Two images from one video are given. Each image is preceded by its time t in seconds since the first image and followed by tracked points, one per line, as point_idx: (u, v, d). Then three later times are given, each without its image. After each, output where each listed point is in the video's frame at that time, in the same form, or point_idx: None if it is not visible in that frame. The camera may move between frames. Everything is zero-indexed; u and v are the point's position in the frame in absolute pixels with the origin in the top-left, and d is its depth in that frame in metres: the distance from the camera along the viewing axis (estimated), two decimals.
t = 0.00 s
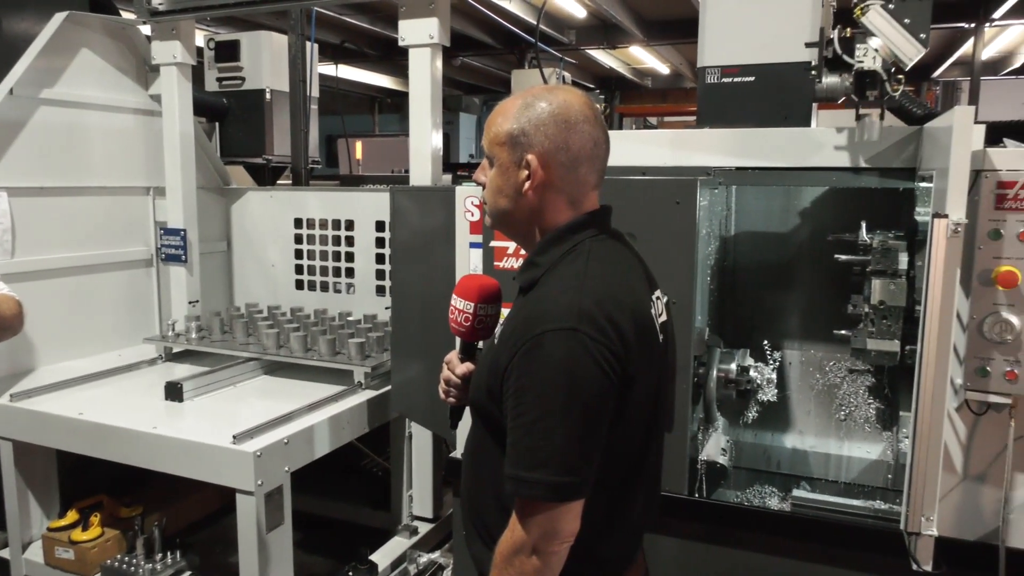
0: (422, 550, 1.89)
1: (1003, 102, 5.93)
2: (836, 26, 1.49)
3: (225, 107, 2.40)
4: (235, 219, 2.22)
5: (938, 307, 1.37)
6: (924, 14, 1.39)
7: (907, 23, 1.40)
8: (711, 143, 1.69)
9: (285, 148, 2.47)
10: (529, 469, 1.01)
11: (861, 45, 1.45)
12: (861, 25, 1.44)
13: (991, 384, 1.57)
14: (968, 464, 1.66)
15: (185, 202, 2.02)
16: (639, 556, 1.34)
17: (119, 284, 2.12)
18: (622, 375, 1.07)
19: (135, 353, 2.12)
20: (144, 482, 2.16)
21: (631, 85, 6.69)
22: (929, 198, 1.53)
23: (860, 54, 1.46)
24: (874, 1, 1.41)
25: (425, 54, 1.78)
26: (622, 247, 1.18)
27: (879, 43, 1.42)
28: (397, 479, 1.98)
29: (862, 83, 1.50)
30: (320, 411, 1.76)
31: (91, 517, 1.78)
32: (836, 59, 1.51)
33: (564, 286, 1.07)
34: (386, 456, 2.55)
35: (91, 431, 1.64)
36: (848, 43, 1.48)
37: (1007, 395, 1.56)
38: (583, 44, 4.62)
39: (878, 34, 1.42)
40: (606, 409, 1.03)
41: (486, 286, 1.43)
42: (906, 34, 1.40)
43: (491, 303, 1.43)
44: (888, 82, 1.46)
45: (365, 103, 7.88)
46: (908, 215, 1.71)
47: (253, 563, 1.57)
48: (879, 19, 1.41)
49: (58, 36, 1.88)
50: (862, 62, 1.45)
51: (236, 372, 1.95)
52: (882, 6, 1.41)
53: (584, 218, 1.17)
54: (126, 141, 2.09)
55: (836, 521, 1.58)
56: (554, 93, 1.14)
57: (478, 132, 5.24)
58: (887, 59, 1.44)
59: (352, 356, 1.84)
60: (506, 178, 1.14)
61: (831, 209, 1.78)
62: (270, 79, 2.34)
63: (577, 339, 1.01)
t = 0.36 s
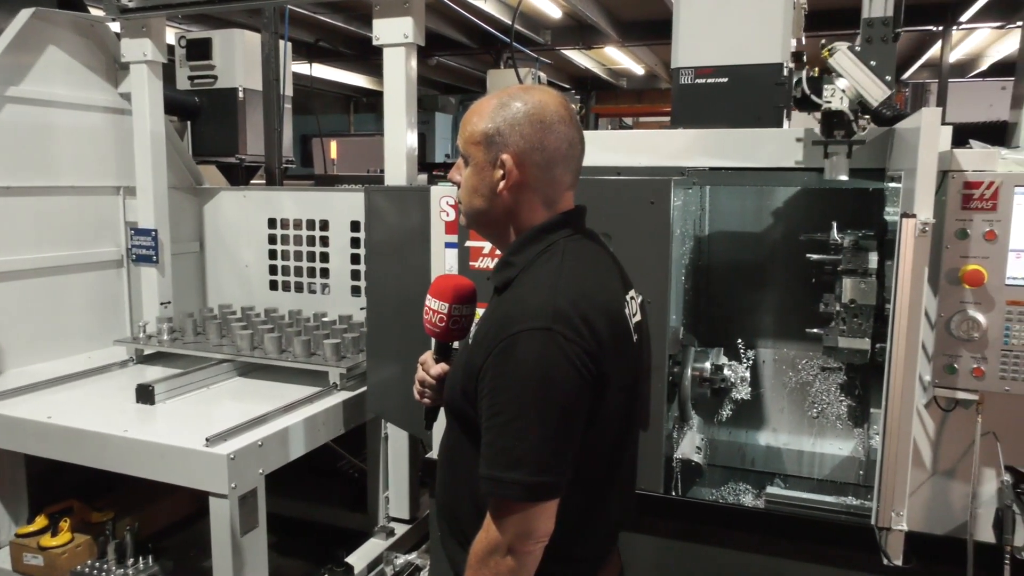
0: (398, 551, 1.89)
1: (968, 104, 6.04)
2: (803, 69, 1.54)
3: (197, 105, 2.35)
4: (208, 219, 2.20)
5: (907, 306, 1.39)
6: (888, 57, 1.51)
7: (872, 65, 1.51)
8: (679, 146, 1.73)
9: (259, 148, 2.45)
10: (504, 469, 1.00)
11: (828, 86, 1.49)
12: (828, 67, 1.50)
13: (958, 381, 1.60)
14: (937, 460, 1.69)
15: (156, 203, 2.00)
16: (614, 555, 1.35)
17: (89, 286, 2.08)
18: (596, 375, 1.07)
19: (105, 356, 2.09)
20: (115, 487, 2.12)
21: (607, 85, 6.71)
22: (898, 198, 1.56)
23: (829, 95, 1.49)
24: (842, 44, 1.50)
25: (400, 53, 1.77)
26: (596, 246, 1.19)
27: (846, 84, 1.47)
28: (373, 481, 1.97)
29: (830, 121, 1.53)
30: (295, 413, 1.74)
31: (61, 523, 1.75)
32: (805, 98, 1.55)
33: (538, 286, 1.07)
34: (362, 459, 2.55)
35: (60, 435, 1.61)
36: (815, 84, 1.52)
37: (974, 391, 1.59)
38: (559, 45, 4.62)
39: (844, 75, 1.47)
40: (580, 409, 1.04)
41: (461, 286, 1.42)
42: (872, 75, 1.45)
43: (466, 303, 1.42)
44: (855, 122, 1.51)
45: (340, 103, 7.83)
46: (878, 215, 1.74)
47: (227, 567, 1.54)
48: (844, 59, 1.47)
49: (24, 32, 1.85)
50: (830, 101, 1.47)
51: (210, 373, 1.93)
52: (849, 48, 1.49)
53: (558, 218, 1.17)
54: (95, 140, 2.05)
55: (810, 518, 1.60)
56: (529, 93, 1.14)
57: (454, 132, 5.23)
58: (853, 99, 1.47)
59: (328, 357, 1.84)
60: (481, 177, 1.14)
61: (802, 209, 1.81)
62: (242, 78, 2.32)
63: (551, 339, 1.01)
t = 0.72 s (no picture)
0: (376, 553, 1.88)
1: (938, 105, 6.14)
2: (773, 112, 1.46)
3: (170, 105, 2.33)
4: (181, 219, 2.18)
5: (878, 305, 1.41)
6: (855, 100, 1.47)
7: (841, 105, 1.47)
8: (656, 147, 1.73)
9: (233, 148, 2.44)
10: (478, 470, 1.00)
11: (797, 124, 1.43)
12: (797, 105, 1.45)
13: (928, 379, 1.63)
14: (907, 456, 1.72)
15: (127, 204, 1.98)
16: (591, 554, 1.35)
17: (59, 288, 2.05)
18: (571, 375, 1.07)
19: (76, 359, 2.06)
20: (86, 492, 2.09)
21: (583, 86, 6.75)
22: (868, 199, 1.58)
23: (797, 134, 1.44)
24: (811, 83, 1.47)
25: (375, 54, 1.77)
26: (571, 247, 1.19)
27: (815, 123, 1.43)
28: (350, 483, 1.96)
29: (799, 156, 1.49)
30: (269, 416, 1.73)
31: (30, 529, 1.73)
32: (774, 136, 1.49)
33: (512, 286, 1.06)
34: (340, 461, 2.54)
35: (29, 440, 1.59)
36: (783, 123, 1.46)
37: (943, 388, 1.62)
38: (535, 45, 4.63)
39: (815, 115, 1.43)
40: (555, 409, 1.03)
41: (435, 286, 1.42)
42: (840, 114, 1.43)
43: (440, 303, 1.42)
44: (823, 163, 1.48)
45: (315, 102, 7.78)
46: (849, 216, 1.77)
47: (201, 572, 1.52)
48: (814, 99, 1.43)
49: None
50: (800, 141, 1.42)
51: (184, 376, 1.91)
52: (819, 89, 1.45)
53: (533, 217, 1.17)
54: (65, 140, 2.02)
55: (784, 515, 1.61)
56: (506, 94, 1.14)
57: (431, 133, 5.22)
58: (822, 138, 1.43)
59: (303, 359, 1.83)
60: (456, 177, 1.14)
61: (776, 210, 1.83)
62: (216, 78, 2.30)
63: (526, 339, 1.01)
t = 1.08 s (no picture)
0: (354, 556, 1.87)
1: (909, 107, 6.24)
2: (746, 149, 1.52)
3: (143, 104, 2.30)
4: (154, 220, 2.17)
5: (850, 305, 1.42)
6: (826, 137, 1.55)
7: (811, 144, 1.56)
8: (634, 148, 1.72)
9: (206, 148, 2.42)
10: (453, 471, 1.00)
11: (769, 162, 1.51)
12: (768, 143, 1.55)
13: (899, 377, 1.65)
14: (879, 453, 1.75)
15: (98, 205, 1.96)
16: (568, 554, 1.35)
17: (28, 290, 2.01)
18: (545, 376, 1.07)
19: (46, 362, 2.03)
20: (58, 498, 2.05)
21: (560, 87, 6.77)
22: (841, 199, 1.59)
23: (769, 170, 1.52)
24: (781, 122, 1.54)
25: (351, 53, 1.76)
26: (546, 248, 1.19)
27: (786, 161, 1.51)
28: (327, 485, 1.95)
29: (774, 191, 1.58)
30: (244, 418, 1.71)
31: None
32: (745, 174, 1.55)
33: (487, 285, 1.06)
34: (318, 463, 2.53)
35: None
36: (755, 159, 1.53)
37: (914, 386, 1.64)
38: (512, 45, 4.64)
39: (784, 153, 1.52)
40: (529, 409, 1.03)
41: (410, 287, 1.42)
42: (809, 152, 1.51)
43: (415, 304, 1.42)
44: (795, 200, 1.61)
45: (290, 101, 7.73)
46: (824, 217, 1.79)
47: None
48: (786, 138, 1.52)
49: None
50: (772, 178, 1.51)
51: (157, 378, 1.89)
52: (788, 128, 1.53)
53: (509, 217, 1.17)
54: (35, 140, 1.99)
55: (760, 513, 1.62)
56: (487, 93, 1.14)
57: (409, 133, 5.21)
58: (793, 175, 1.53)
59: (279, 360, 1.83)
60: (434, 174, 1.13)
61: (751, 210, 1.84)
62: (189, 77, 2.28)
63: (500, 339, 1.01)
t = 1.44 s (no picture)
0: (337, 557, 1.86)
1: (889, 109, 6.31)
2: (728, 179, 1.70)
3: (122, 103, 2.30)
4: (135, 220, 2.15)
5: (831, 305, 1.43)
6: (803, 174, 1.59)
7: (789, 181, 1.59)
8: (616, 149, 1.72)
9: (187, 148, 2.41)
10: (432, 470, 1.00)
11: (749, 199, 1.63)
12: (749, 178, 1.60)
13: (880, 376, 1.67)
14: (860, 451, 1.76)
15: (77, 205, 1.95)
16: (549, 553, 1.35)
17: (5, 292, 1.99)
18: (525, 376, 1.07)
19: (24, 365, 2.00)
20: (36, 502, 2.02)
21: (544, 88, 6.79)
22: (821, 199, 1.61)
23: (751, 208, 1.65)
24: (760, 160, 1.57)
25: (333, 53, 1.75)
26: (527, 247, 1.19)
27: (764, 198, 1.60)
28: (310, 486, 1.94)
29: (754, 225, 1.70)
30: (226, 420, 1.70)
31: None
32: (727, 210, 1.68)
33: (469, 285, 1.06)
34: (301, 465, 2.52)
35: None
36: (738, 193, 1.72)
37: (894, 384, 1.66)
38: (496, 45, 4.63)
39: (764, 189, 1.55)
40: (509, 409, 1.03)
41: (392, 287, 1.42)
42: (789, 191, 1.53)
43: (397, 304, 1.41)
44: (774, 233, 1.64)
45: (272, 101, 7.69)
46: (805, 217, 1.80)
47: None
48: (764, 176, 1.55)
49: None
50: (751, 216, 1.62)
51: (138, 380, 1.87)
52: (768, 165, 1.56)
53: (490, 216, 1.16)
54: (12, 141, 1.96)
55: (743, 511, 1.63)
56: (462, 91, 1.14)
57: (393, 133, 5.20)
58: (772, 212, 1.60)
59: (262, 362, 1.82)
60: (415, 174, 1.13)
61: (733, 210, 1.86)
62: (170, 76, 2.28)
63: (480, 339, 1.00)
